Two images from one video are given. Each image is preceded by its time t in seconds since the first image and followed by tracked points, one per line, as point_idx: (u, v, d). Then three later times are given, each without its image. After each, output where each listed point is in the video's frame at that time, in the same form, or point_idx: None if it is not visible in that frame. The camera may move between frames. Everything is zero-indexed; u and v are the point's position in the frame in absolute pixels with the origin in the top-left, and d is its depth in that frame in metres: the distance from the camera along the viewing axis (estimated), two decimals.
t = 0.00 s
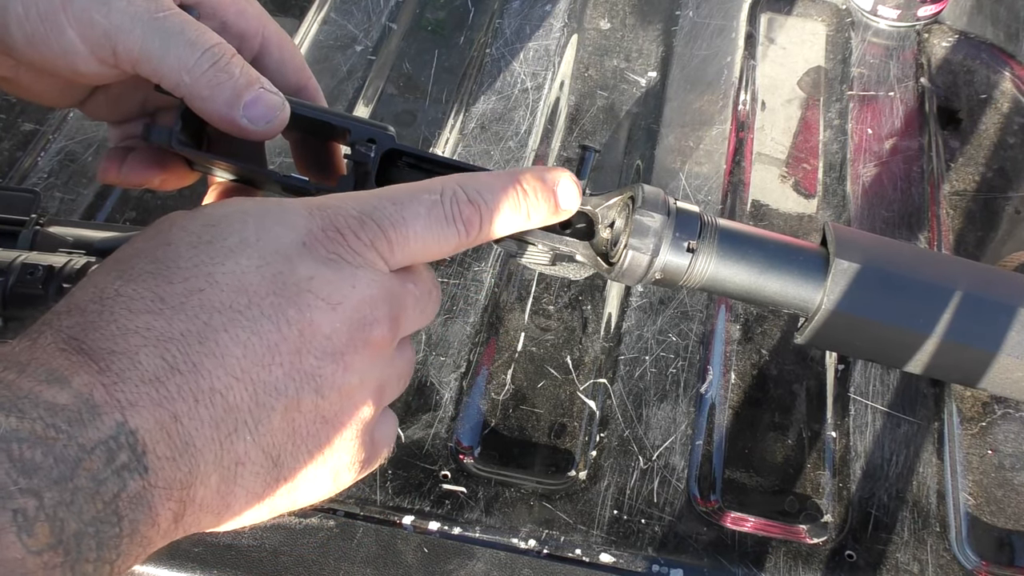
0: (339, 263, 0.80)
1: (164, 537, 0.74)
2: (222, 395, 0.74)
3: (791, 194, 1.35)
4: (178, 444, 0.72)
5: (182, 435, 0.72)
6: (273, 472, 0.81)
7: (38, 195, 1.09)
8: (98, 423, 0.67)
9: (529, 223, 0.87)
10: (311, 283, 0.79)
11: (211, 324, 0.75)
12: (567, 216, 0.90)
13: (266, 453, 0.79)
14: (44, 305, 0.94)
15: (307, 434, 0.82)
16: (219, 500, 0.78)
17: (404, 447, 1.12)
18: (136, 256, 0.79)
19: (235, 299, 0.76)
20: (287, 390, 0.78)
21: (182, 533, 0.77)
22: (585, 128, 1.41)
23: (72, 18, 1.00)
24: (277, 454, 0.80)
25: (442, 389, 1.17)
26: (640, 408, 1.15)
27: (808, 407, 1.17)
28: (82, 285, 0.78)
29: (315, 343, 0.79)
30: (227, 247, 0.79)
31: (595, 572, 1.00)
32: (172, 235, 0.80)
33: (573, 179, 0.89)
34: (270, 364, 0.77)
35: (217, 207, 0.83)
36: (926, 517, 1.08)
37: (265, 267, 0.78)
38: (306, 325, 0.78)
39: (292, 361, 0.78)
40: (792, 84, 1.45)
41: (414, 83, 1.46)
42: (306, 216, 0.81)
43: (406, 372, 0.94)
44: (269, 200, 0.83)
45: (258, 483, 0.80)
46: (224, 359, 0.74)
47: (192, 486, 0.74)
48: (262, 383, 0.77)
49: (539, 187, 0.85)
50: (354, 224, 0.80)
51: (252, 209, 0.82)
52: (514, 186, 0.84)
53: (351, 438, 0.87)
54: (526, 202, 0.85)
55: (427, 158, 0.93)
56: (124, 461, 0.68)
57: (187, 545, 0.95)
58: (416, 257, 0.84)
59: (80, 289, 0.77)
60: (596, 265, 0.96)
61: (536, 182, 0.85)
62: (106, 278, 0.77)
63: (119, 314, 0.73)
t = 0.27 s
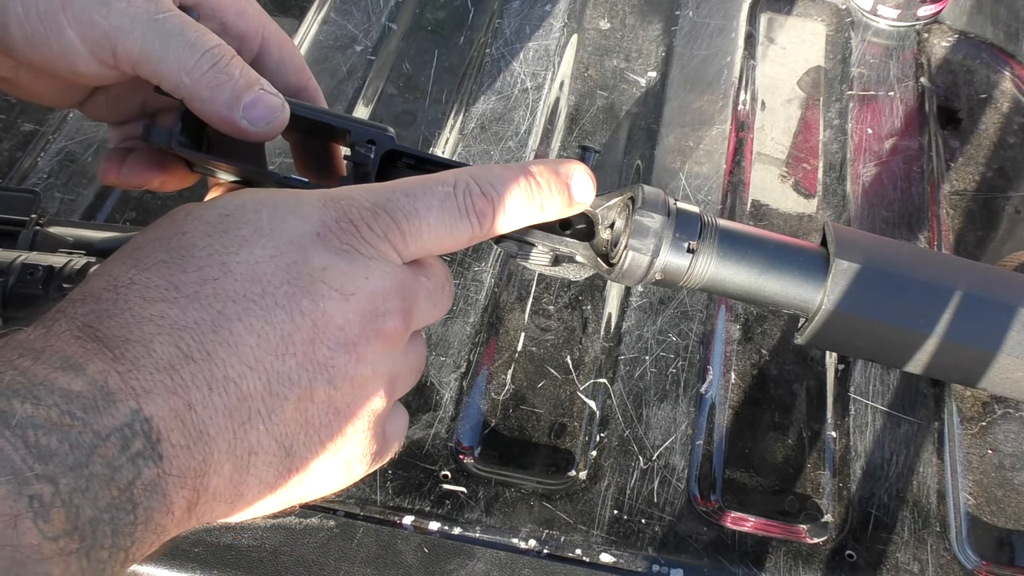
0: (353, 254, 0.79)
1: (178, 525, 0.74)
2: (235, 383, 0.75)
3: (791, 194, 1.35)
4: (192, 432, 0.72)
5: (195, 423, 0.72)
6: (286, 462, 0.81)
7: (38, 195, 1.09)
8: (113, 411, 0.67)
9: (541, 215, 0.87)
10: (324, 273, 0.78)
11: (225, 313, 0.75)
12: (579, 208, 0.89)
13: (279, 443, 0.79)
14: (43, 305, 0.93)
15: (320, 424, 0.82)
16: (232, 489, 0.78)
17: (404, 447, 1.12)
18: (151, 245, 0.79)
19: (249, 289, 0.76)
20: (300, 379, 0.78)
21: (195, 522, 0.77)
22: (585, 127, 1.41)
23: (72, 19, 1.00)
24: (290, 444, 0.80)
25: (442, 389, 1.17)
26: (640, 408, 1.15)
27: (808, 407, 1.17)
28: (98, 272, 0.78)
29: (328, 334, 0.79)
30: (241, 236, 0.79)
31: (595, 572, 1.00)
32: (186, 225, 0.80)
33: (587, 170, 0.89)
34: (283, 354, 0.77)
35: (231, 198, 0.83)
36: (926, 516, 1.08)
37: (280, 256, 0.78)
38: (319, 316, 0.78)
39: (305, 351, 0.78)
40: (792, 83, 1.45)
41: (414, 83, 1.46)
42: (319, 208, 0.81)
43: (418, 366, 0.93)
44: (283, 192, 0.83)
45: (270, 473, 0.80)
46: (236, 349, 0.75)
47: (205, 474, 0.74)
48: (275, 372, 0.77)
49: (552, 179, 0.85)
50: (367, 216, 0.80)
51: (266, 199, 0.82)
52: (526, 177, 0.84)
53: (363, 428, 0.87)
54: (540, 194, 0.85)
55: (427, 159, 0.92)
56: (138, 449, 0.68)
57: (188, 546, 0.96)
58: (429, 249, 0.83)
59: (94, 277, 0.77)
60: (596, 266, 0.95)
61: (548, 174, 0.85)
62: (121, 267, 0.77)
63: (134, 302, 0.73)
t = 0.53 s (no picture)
0: (368, 254, 0.79)
1: (188, 522, 0.73)
2: (247, 382, 0.74)
3: (791, 194, 1.35)
4: (203, 430, 0.72)
5: (206, 421, 0.72)
6: (296, 463, 0.81)
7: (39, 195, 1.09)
8: (124, 408, 0.67)
9: (566, 214, 0.85)
10: (338, 273, 0.78)
11: (237, 311, 0.75)
12: (609, 210, 0.88)
13: (289, 443, 0.79)
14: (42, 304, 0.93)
15: (332, 424, 0.81)
16: (242, 488, 0.78)
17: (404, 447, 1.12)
18: (167, 240, 0.80)
19: (262, 287, 0.76)
20: (311, 380, 0.78)
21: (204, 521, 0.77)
22: (585, 127, 1.41)
23: (71, 20, 1.00)
24: (300, 444, 0.80)
25: (442, 389, 1.17)
26: (640, 408, 1.15)
27: (808, 407, 1.17)
28: (113, 267, 0.78)
29: (340, 335, 0.78)
30: (257, 234, 0.79)
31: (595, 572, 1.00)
32: (201, 221, 0.81)
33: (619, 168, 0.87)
34: (295, 353, 0.77)
35: (249, 196, 0.83)
36: (926, 516, 1.08)
37: (293, 255, 0.78)
38: (331, 316, 0.78)
39: (317, 351, 0.78)
40: (792, 83, 1.45)
41: (413, 83, 1.46)
42: (335, 207, 0.81)
43: (433, 371, 0.93)
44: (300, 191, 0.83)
45: (280, 474, 0.80)
46: (246, 347, 0.74)
47: (215, 473, 0.74)
48: (287, 372, 0.77)
49: (578, 177, 0.84)
50: (383, 216, 0.80)
51: (282, 198, 0.82)
52: (549, 175, 0.83)
53: (375, 430, 0.87)
54: (563, 187, 0.83)
55: (427, 160, 0.92)
56: (149, 446, 0.68)
57: (189, 546, 0.96)
58: (447, 250, 0.83)
59: (109, 272, 0.78)
60: (596, 266, 0.96)
61: (574, 173, 0.84)
62: (136, 263, 0.77)
63: (147, 299, 0.73)
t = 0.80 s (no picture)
0: (338, 316, 0.82)
1: None
2: (210, 435, 0.74)
3: (791, 194, 1.35)
4: (167, 481, 0.71)
5: (170, 473, 0.71)
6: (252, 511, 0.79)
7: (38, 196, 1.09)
8: (89, 458, 0.66)
9: (530, 305, 0.88)
10: (308, 332, 0.80)
11: (205, 364, 0.76)
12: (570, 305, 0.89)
13: (248, 494, 0.78)
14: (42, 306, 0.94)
15: (293, 478, 0.80)
16: (199, 539, 0.75)
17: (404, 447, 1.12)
18: (140, 294, 0.81)
19: (232, 341, 0.77)
20: (275, 435, 0.78)
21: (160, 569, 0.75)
22: (585, 127, 1.41)
23: (69, 24, 1.00)
24: (260, 495, 0.79)
25: (442, 389, 1.17)
26: (641, 408, 1.15)
27: (809, 406, 1.17)
28: (85, 318, 0.79)
29: (306, 393, 0.79)
30: (230, 291, 0.80)
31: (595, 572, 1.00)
32: (176, 277, 0.82)
33: (586, 273, 0.88)
34: (260, 409, 0.77)
35: (225, 252, 0.85)
36: (926, 516, 1.08)
37: (266, 310, 0.80)
38: (299, 373, 0.79)
39: (283, 406, 0.78)
40: (792, 83, 1.45)
41: (413, 83, 1.46)
42: (312, 265, 0.84)
43: (400, 427, 0.93)
44: (276, 248, 0.86)
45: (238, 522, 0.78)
46: (212, 402, 0.75)
47: (175, 524, 0.72)
48: (251, 426, 0.77)
49: (545, 276, 0.85)
50: (358, 279, 0.83)
51: (257, 257, 0.84)
52: (519, 269, 0.85)
53: (335, 485, 0.85)
54: (529, 288, 0.85)
55: (425, 163, 0.91)
56: (112, 497, 0.66)
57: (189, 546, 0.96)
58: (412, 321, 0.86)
59: (85, 319, 0.78)
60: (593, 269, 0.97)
61: (543, 272, 0.85)
62: (110, 313, 0.78)
63: (117, 349, 0.74)
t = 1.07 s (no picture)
0: (358, 255, 0.79)
1: (189, 513, 0.74)
2: (245, 370, 0.75)
3: (791, 193, 1.35)
4: (205, 416, 0.72)
5: (208, 408, 0.72)
6: (293, 452, 0.80)
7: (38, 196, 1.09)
8: (127, 393, 0.68)
9: (545, 214, 0.85)
10: (332, 270, 0.78)
11: (236, 303, 0.76)
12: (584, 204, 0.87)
13: (286, 432, 0.78)
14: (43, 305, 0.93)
15: (328, 422, 0.81)
16: (242, 478, 0.77)
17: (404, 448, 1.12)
18: (166, 243, 0.81)
19: (259, 280, 0.77)
20: (307, 370, 0.78)
21: (206, 512, 0.77)
22: (585, 127, 1.41)
23: (68, 28, 1.00)
24: (297, 434, 0.79)
25: (442, 389, 1.17)
26: (641, 408, 1.15)
27: (809, 406, 1.17)
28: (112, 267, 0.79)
29: (334, 328, 0.78)
30: (252, 234, 0.79)
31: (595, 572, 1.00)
32: (201, 226, 0.81)
33: (588, 166, 0.87)
34: (292, 343, 0.77)
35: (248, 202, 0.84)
36: (926, 515, 1.08)
37: (290, 251, 0.78)
38: (326, 311, 0.78)
39: (313, 342, 0.78)
40: (792, 83, 1.45)
41: (413, 83, 1.46)
42: (325, 212, 0.81)
43: (427, 373, 0.93)
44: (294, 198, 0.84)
45: (278, 464, 0.79)
46: (242, 343, 0.75)
47: (216, 461, 0.74)
48: (283, 361, 0.77)
49: (552, 177, 0.83)
50: (371, 220, 0.81)
51: (277, 202, 0.82)
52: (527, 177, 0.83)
53: (366, 427, 0.85)
54: (540, 191, 0.83)
55: (424, 165, 0.91)
56: (152, 431, 0.69)
57: (189, 546, 0.96)
58: (433, 250, 0.83)
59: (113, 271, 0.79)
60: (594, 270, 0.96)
61: (549, 172, 0.83)
62: (137, 261, 0.78)
63: (149, 291, 0.74)
